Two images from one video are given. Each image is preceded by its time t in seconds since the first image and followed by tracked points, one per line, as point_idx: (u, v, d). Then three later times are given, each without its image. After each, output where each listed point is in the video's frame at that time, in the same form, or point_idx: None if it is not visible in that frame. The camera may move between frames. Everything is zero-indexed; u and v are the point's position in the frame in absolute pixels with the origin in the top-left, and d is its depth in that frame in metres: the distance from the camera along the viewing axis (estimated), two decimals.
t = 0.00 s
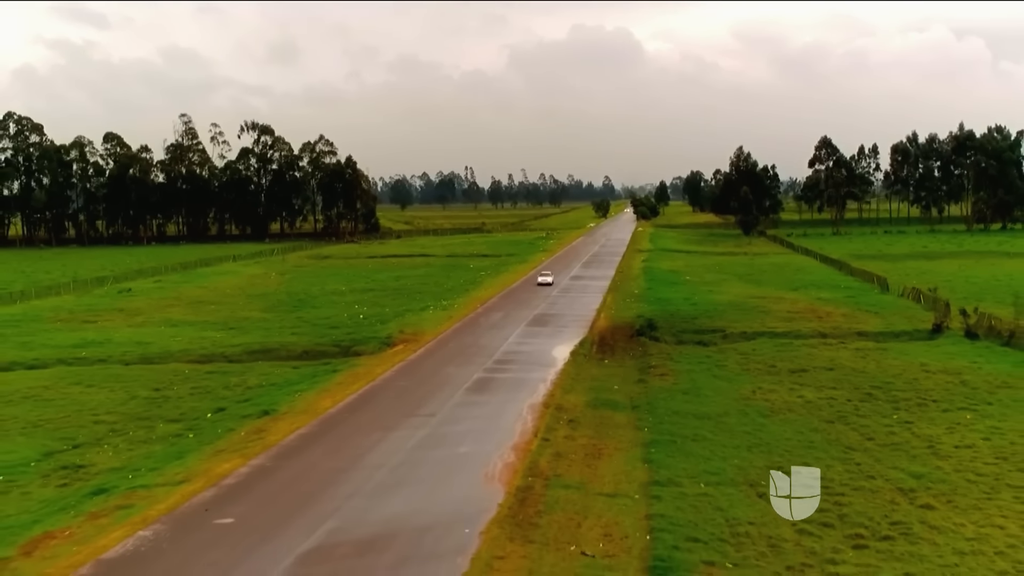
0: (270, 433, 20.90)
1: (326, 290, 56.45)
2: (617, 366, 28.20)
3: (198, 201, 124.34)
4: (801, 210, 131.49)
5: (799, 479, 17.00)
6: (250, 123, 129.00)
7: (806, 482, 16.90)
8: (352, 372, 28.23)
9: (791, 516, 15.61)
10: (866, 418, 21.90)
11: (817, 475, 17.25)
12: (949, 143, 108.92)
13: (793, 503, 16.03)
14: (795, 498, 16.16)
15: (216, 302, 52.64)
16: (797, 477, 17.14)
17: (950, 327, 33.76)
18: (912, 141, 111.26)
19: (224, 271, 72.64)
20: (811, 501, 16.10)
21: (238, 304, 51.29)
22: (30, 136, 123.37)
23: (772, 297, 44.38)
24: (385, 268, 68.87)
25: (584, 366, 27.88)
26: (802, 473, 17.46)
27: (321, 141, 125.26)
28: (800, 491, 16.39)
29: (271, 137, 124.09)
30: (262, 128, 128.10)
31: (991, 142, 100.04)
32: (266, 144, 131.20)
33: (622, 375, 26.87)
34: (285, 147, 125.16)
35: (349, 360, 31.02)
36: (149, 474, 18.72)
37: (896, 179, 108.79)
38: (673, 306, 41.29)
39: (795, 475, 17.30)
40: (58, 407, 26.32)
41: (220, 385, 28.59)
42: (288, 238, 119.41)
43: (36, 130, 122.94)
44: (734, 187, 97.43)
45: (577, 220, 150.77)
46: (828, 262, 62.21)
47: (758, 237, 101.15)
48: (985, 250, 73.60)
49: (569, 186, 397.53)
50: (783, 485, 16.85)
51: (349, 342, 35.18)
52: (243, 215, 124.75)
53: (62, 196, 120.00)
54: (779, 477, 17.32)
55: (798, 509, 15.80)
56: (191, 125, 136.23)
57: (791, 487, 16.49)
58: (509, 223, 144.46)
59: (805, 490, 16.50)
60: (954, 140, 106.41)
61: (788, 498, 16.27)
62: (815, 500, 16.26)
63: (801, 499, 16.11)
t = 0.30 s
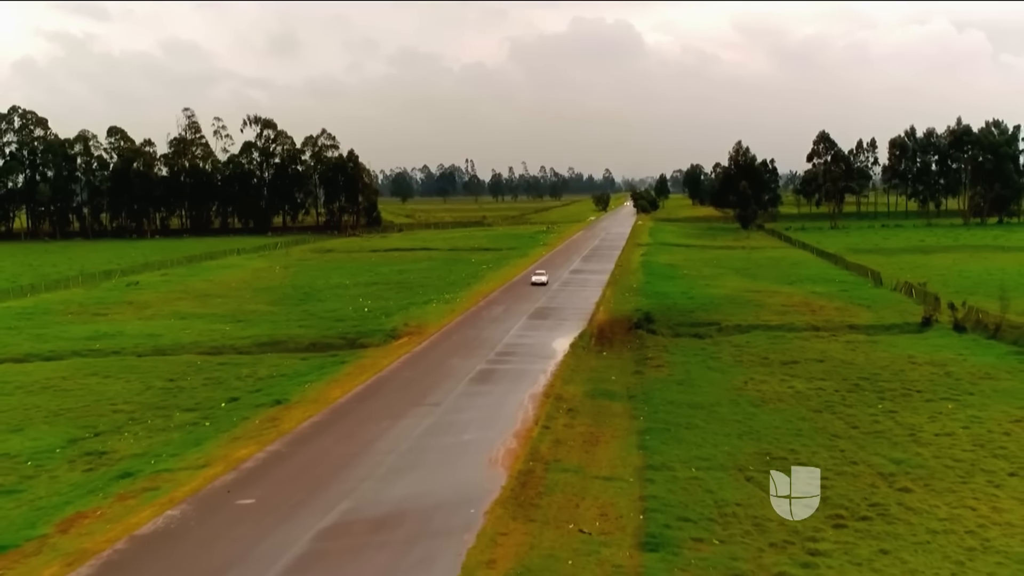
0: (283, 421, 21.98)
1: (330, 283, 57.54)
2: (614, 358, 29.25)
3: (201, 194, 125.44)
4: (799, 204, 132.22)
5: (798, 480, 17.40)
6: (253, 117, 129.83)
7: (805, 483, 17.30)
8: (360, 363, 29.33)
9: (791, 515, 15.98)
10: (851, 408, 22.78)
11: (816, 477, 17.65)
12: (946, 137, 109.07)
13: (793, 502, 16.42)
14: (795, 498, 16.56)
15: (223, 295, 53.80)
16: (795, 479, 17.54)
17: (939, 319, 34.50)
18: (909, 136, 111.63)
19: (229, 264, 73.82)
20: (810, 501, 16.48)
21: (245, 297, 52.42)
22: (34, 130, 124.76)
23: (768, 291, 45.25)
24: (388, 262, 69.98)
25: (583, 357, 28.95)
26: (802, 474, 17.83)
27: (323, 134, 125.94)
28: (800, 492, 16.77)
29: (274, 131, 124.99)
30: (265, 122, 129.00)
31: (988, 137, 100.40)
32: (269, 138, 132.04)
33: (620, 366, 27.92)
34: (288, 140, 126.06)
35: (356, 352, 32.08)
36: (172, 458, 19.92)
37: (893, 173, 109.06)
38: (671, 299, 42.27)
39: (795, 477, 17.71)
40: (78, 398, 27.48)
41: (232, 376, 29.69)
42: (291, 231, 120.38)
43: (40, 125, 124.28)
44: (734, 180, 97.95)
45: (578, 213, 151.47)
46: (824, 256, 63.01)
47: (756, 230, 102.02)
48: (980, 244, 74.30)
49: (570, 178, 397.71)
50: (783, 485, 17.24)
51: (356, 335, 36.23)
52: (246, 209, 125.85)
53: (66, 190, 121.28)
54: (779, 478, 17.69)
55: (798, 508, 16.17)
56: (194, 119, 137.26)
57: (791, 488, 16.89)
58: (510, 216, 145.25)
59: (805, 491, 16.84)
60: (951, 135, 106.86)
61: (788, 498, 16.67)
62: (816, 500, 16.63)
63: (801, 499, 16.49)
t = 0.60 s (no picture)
0: (301, 406, 23.09)
1: (338, 276, 58.64)
2: (615, 348, 30.24)
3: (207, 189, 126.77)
4: (801, 198, 132.85)
5: (798, 479, 17.03)
6: (258, 112, 130.79)
7: (806, 481, 16.91)
8: (371, 354, 30.40)
9: (791, 516, 15.59)
10: (842, 395, 23.79)
11: (816, 474, 17.23)
12: (947, 132, 109.30)
13: (793, 502, 16.03)
14: (795, 497, 16.17)
15: (233, 288, 54.99)
16: (795, 477, 17.13)
17: (933, 311, 35.29)
18: (910, 130, 112.28)
19: (238, 257, 75.09)
20: (810, 501, 16.09)
21: (255, 290, 53.57)
22: (43, 125, 126.53)
23: (767, 284, 46.01)
24: (394, 255, 71.07)
25: (586, 348, 30.00)
26: (802, 473, 17.45)
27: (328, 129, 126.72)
28: (800, 491, 16.38)
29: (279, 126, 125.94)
30: (271, 117, 130.01)
31: (988, 131, 100.95)
32: (274, 132, 132.97)
33: (622, 356, 28.97)
34: (293, 135, 127.04)
35: (366, 343, 33.10)
36: (197, 441, 21.07)
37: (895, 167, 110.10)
38: (672, 292, 43.14)
39: (795, 475, 17.27)
40: (100, 387, 28.56)
41: (247, 365, 30.74)
42: (296, 226, 121.47)
43: (49, 120, 125.95)
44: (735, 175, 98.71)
45: (581, 208, 152.26)
46: (824, 250, 63.77)
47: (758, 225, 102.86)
48: (978, 237, 74.85)
49: (573, 171, 398.40)
50: (783, 485, 16.83)
51: (365, 326, 37.23)
52: (252, 203, 127.10)
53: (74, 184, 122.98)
54: (779, 477, 17.28)
55: (798, 509, 15.79)
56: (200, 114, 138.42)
57: (791, 487, 16.49)
58: (514, 210, 146.23)
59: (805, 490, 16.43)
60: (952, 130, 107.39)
61: (788, 498, 16.27)
62: (816, 499, 16.26)
63: (800, 499, 16.11)
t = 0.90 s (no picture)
0: (320, 386, 24.33)
1: (349, 267, 59.90)
2: (620, 333, 31.26)
3: (218, 182, 128.26)
4: (807, 190, 133.46)
5: (798, 479, 16.64)
6: (268, 106, 132.01)
7: (806, 483, 16.52)
8: (385, 339, 31.57)
9: (791, 515, 15.18)
10: (837, 376, 24.81)
11: (817, 476, 16.89)
12: (952, 125, 109.45)
13: (792, 503, 15.67)
14: (795, 497, 15.77)
15: (248, 278, 56.39)
16: (795, 478, 16.78)
17: (930, 299, 36.08)
18: (915, 123, 112.72)
19: (250, 249, 76.56)
20: (810, 501, 15.69)
21: (269, 280, 54.89)
22: (55, 119, 128.37)
23: (770, 274, 46.88)
24: (404, 246, 72.33)
25: (592, 333, 31.07)
26: (802, 474, 17.08)
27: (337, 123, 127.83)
28: (800, 492, 15.97)
29: (289, 119, 127.19)
30: (280, 110, 131.29)
31: (993, 124, 101.25)
32: (284, 126, 134.24)
33: (626, 340, 30.04)
34: (303, 128, 128.31)
35: (380, 329, 34.22)
36: (222, 417, 22.30)
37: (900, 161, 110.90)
38: (676, 282, 44.11)
39: (796, 477, 16.89)
40: (125, 370, 29.85)
41: (265, 349, 31.94)
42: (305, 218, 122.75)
43: (61, 113, 127.76)
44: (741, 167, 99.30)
45: (588, 201, 153.09)
46: (828, 241, 64.61)
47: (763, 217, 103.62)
48: (981, 229, 75.44)
49: (580, 164, 398.73)
50: (783, 485, 16.43)
51: (378, 314, 38.35)
52: (262, 196, 128.51)
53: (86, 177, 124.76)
54: (779, 477, 16.87)
55: (798, 509, 15.36)
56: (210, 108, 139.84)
57: (791, 488, 16.09)
58: (521, 203, 147.28)
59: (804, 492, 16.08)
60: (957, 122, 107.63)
61: (787, 498, 15.89)
62: (816, 499, 15.86)
63: (800, 499, 15.71)
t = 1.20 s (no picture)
0: (337, 365, 25.55)
1: (360, 259, 61.05)
2: (624, 319, 32.32)
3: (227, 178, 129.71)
4: (812, 186, 134.13)
5: (800, 479, 15.86)
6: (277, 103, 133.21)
7: (808, 482, 15.76)
8: (397, 325, 32.64)
9: (791, 515, 14.43)
10: (832, 358, 25.83)
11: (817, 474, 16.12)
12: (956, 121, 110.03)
13: (793, 503, 14.88)
14: (795, 497, 15.02)
15: (260, 270, 57.62)
16: (796, 476, 15.97)
17: (927, 289, 36.79)
18: (920, 120, 113.27)
19: (262, 242, 77.93)
20: (812, 501, 14.94)
21: (281, 272, 56.12)
22: (67, 115, 130.18)
23: (772, 266, 47.66)
24: (413, 240, 73.47)
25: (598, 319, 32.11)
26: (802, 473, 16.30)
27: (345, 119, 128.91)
28: (801, 492, 15.23)
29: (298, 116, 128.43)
30: (290, 107, 132.57)
31: (996, 121, 101.62)
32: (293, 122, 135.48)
33: (630, 326, 31.10)
34: (312, 125, 129.51)
35: (391, 317, 35.25)
36: (245, 394, 23.45)
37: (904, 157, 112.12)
38: (680, 273, 44.98)
39: (796, 475, 16.09)
40: (149, 354, 31.17)
41: (282, 335, 33.17)
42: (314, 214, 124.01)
43: (73, 110, 129.53)
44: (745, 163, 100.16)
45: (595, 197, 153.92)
46: (831, 235, 65.36)
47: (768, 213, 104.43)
48: (983, 225, 75.98)
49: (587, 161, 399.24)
50: (783, 484, 15.63)
51: (389, 302, 39.35)
52: (272, 191, 129.92)
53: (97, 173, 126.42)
54: (778, 476, 16.10)
55: (799, 509, 14.60)
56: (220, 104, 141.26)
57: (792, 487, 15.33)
58: (528, 199, 148.27)
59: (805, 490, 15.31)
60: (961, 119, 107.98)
61: (787, 498, 15.11)
62: (817, 499, 15.11)
63: (801, 499, 14.98)
